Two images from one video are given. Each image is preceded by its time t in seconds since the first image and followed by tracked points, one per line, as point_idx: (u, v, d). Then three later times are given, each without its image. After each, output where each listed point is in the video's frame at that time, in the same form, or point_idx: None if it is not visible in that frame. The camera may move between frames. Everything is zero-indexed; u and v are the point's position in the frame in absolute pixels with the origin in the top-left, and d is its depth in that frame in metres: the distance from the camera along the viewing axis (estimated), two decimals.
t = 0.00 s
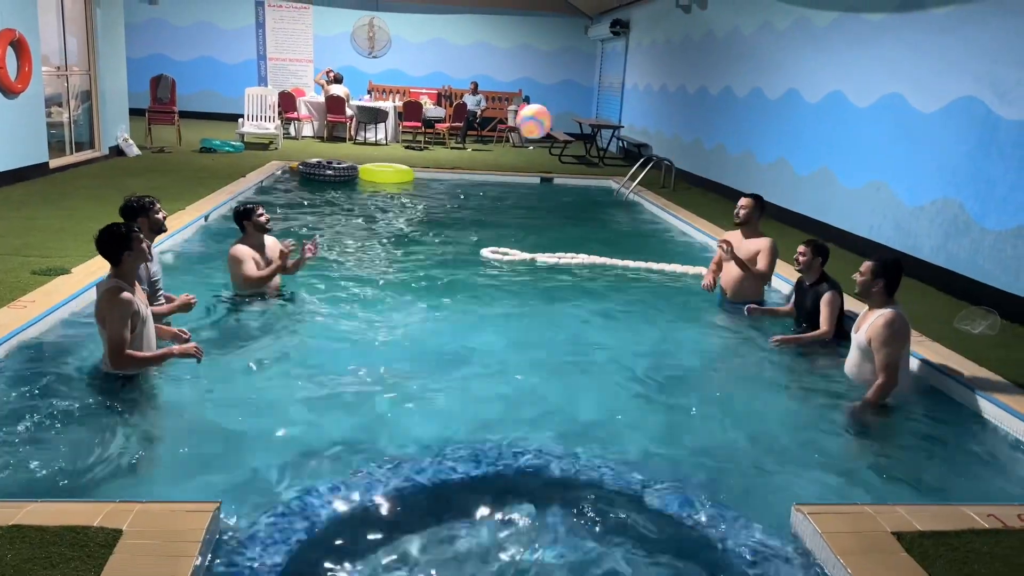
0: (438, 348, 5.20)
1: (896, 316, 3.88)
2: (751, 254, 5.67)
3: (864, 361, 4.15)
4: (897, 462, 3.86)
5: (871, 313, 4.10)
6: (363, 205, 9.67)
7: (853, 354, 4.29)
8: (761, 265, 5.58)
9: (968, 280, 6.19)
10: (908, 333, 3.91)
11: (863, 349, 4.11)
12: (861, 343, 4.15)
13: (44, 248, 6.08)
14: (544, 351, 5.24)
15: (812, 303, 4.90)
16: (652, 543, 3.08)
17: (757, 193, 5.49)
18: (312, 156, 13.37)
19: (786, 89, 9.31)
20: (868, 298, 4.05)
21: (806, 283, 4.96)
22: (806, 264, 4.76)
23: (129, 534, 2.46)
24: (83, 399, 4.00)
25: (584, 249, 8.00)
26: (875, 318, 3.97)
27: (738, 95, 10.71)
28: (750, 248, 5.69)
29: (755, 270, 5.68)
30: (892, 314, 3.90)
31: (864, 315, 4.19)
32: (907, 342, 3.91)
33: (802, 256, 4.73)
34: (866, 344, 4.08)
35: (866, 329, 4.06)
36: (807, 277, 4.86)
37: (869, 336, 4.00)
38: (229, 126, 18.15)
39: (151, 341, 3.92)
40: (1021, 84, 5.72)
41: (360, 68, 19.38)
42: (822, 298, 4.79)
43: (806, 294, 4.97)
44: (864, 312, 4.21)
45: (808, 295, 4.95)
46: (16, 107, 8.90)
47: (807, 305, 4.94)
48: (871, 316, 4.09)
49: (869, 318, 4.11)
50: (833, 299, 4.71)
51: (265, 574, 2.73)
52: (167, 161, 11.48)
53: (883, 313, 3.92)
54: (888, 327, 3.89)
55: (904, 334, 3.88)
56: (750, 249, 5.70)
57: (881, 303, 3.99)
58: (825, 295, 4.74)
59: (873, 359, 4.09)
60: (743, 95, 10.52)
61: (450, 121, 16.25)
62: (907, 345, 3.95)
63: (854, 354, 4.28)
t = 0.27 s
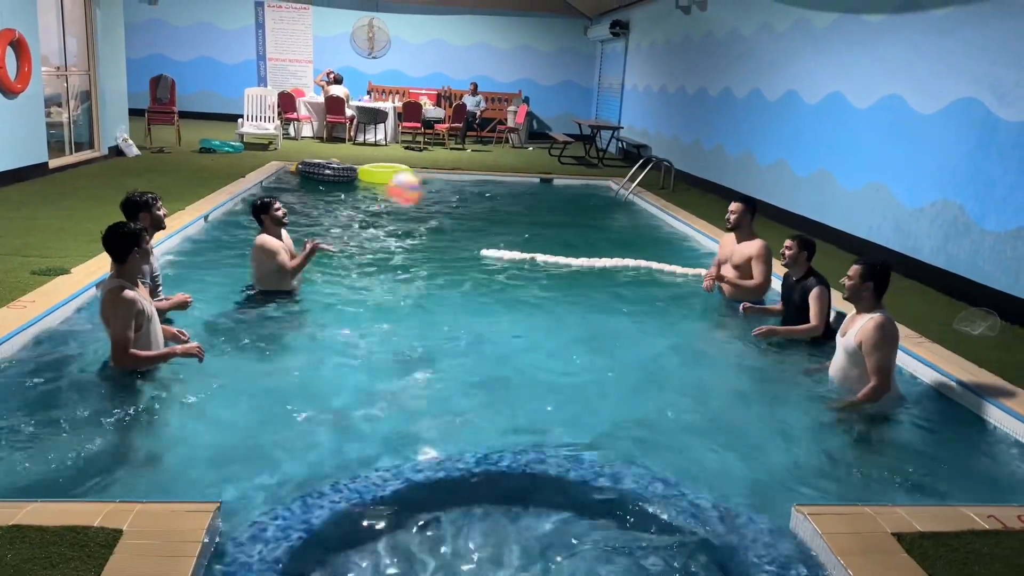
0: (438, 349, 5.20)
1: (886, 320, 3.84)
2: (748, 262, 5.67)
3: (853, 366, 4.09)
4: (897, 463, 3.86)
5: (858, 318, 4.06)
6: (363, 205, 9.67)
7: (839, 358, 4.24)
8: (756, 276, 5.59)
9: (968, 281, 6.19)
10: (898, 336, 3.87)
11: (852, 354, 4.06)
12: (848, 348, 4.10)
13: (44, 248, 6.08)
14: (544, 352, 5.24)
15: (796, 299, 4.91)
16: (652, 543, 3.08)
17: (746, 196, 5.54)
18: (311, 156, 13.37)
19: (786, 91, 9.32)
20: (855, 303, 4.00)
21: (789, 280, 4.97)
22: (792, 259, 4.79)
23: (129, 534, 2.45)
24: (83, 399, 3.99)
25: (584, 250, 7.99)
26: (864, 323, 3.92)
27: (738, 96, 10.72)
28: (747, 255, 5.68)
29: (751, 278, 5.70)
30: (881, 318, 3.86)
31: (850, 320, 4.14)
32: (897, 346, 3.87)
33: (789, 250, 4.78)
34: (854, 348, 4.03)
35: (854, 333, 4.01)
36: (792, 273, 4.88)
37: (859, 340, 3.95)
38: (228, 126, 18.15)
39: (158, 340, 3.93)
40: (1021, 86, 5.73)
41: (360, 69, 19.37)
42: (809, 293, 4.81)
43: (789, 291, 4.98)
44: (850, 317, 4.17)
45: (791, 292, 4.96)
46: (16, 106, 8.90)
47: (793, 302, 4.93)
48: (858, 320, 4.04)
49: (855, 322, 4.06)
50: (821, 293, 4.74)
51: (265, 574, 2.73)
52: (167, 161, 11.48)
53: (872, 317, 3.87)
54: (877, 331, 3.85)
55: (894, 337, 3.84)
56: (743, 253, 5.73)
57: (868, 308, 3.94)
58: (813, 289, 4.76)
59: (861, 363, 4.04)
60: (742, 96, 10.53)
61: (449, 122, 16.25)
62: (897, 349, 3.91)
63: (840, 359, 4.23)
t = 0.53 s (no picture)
0: (438, 349, 5.19)
1: (872, 323, 3.85)
2: (746, 264, 5.68)
3: (839, 370, 4.10)
4: (897, 464, 3.86)
5: (844, 321, 4.06)
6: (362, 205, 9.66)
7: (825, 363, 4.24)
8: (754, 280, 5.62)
9: (968, 282, 6.19)
10: (884, 339, 3.88)
11: (839, 358, 4.06)
12: (834, 351, 4.10)
13: (44, 247, 6.08)
14: (544, 352, 5.24)
15: (780, 299, 5.03)
16: (652, 544, 3.08)
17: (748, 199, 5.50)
18: (311, 156, 13.36)
19: (786, 91, 9.32)
20: (842, 307, 4.00)
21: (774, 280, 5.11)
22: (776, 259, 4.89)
23: (129, 534, 2.45)
24: (84, 398, 3.99)
25: (583, 250, 7.99)
26: (850, 326, 3.92)
27: (737, 96, 10.72)
28: (745, 257, 5.67)
29: (749, 280, 5.71)
30: (867, 321, 3.86)
31: (836, 323, 4.14)
32: (882, 349, 3.87)
33: (773, 250, 4.87)
34: (841, 352, 4.03)
35: (840, 337, 4.01)
36: (776, 273, 4.99)
37: (845, 344, 3.96)
38: (228, 126, 18.14)
39: (162, 337, 3.93)
40: (1020, 86, 5.73)
41: (360, 68, 19.37)
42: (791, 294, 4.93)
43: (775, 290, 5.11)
44: (836, 320, 4.17)
45: (776, 292, 5.09)
46: (15, 105, 8.89)
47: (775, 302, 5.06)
48: (844, 324, 4.04)
49: (841, 325, 4.06)
50: (803, 295, 4.87)
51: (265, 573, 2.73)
52: (167, 160, 11.47)
53: (859, 321, 3.87)
54: (864, 334, 3.85)
55: (880, 340, 3.85)
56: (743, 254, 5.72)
57: (854, 311, 3.94)
58: (796, 290, 4.89)
59: (848, 367, 4.04)
60: (742, 96, 10.53)
61: (449, 122, 16.25)
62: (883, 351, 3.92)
63: (826, 362, 4.23)
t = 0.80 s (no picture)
0: (438, 348, 5.19)
1: (861, 320, 3.85)
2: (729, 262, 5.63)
3: (825, 365, 4.12)
4: (896, 465, 3.86)
5: (834, 316, 4.07)
6: (363, 204, 9.65)
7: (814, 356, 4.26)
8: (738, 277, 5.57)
9: (968, 282, 6.19)
10: (871, 337, 3.89)
11: (825, 353, 4.08)
12: (822, 345, 4.12)
13: (44, 245, 6.07)
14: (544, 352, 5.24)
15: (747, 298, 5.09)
16: (652, 544, 3.08)
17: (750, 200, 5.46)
18: (311, 155, 13.35)
19: (786, 91, 9.32)
20: (834, 302, 4.00)
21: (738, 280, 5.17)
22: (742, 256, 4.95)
23: (128, 532, 2.45)
24: (83, 396, 3.99)
25: (583, 249, 7.99)
26: (839, 322, 3.93)
27: (737, 96, 10.72)
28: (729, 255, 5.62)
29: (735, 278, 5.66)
30: (857, 318, 3.86)
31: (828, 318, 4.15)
32: (869, 346, 3.89)
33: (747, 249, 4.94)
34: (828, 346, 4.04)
35: (829, 332, 4.02)
36: (745, 272, 5.06)
37: (832, 339, 3.97)
38: (228, 124, 18.13)
39: (162, 333, 3.94)
40: (1020, 86, 5.73)
41: (360, 67, 19.36)
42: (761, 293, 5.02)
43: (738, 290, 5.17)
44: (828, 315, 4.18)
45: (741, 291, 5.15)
46: (15, 103, 8.89)
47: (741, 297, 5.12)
48: (834, 319, 4.05)
49: (831, 321, 4.07)
50: (773, 293, 4.96)
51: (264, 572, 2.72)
52: (166, 159, 11.46)
53: (848, 317, 3.88)
54: (852, 331, 3.86)
55: (867, 338, 3.86)
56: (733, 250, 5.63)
57: (845, 307, 3.95)
58: (767, 289, 4.97)
59: (834, 362, 4.06)
60: (742, 96, 10.54)
61: (449, 121, 16.25)
62: (870, 349, 3.93)
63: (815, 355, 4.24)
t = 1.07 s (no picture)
0: (437, 346, 5.18)
1: (855, 319, 3.94)
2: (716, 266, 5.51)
3: (817, 359, 4.23)
4: (896, 464, 3.86)
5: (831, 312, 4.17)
6: (362, 202, 9.65)
7: (808, 350, 4.38)
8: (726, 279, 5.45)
9: (967, 281, 6.19)
10: (864, 336, 3.99)
11: (819, 347, 4.19)
12: (817, 339, 4.23)
13: (43, 243, 6.06)
14: (543, 350, 5.23)
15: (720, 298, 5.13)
16: (651, 542, 3.07)
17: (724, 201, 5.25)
18: (310, 153, 13.34)
19: (785, 90, 9.32)
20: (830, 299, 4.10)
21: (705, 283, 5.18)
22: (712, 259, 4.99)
23: (126, 530, 2.45)
24: (81, 394, 3.98)
25: (582, 248, 7.98)
26: (834, 318, 4.03)
27: (737, 95, 10.72)
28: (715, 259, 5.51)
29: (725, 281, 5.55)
30: (851, 316, 3.96)
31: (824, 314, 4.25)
32: (860, 344, 3.99)
33: (710, 250, 4.98)
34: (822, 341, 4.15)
35: (823, 327, 4.13)
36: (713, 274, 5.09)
37: (826, 334, 4.08)
38: (228, 123, 18.11)
39: (162, 332, 3.93)
40: (1020, 85, 5.73)
41: (359, 66, 19.35)
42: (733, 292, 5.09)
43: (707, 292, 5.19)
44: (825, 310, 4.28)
45: (711, 293, 5.17)
46: (14, 101, 8.87)
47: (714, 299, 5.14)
48: (829, 315, 4.16)
49: (827, 316, 4.17)
50: (746, 290, 5.06)
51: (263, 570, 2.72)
52: (165, 157, 11.45)
53: (842, 314, 3.98)
54: (845, 328, 3.95)
55: (860, 337, 3.96)
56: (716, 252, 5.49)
57: (841, 305, 4.05)
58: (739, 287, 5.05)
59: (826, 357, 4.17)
60: (742, 95, 10.53)
61: (448, 119, 16.24)
62: (862, 348, 4.04)
63: (810, 349, 4.36)
